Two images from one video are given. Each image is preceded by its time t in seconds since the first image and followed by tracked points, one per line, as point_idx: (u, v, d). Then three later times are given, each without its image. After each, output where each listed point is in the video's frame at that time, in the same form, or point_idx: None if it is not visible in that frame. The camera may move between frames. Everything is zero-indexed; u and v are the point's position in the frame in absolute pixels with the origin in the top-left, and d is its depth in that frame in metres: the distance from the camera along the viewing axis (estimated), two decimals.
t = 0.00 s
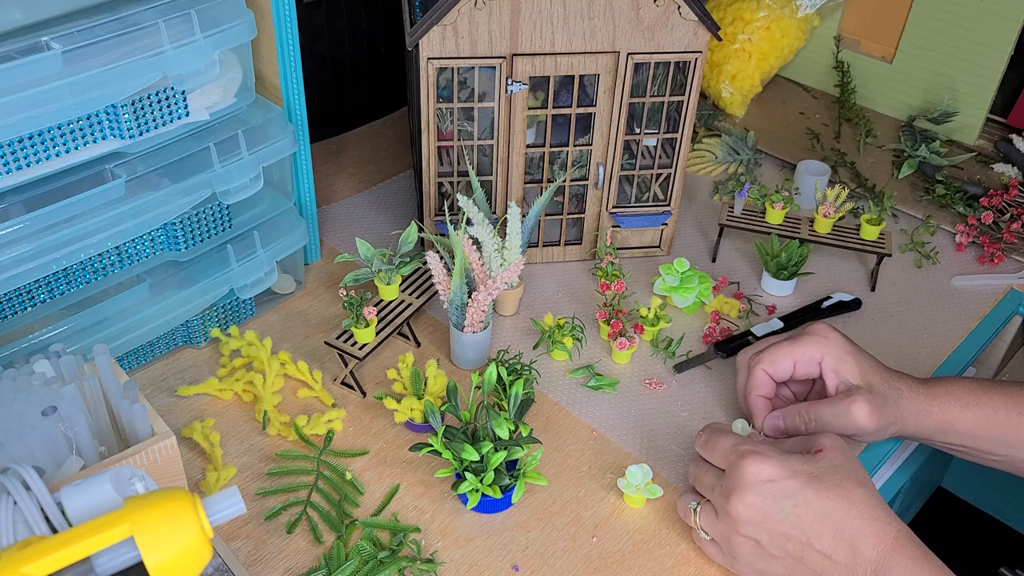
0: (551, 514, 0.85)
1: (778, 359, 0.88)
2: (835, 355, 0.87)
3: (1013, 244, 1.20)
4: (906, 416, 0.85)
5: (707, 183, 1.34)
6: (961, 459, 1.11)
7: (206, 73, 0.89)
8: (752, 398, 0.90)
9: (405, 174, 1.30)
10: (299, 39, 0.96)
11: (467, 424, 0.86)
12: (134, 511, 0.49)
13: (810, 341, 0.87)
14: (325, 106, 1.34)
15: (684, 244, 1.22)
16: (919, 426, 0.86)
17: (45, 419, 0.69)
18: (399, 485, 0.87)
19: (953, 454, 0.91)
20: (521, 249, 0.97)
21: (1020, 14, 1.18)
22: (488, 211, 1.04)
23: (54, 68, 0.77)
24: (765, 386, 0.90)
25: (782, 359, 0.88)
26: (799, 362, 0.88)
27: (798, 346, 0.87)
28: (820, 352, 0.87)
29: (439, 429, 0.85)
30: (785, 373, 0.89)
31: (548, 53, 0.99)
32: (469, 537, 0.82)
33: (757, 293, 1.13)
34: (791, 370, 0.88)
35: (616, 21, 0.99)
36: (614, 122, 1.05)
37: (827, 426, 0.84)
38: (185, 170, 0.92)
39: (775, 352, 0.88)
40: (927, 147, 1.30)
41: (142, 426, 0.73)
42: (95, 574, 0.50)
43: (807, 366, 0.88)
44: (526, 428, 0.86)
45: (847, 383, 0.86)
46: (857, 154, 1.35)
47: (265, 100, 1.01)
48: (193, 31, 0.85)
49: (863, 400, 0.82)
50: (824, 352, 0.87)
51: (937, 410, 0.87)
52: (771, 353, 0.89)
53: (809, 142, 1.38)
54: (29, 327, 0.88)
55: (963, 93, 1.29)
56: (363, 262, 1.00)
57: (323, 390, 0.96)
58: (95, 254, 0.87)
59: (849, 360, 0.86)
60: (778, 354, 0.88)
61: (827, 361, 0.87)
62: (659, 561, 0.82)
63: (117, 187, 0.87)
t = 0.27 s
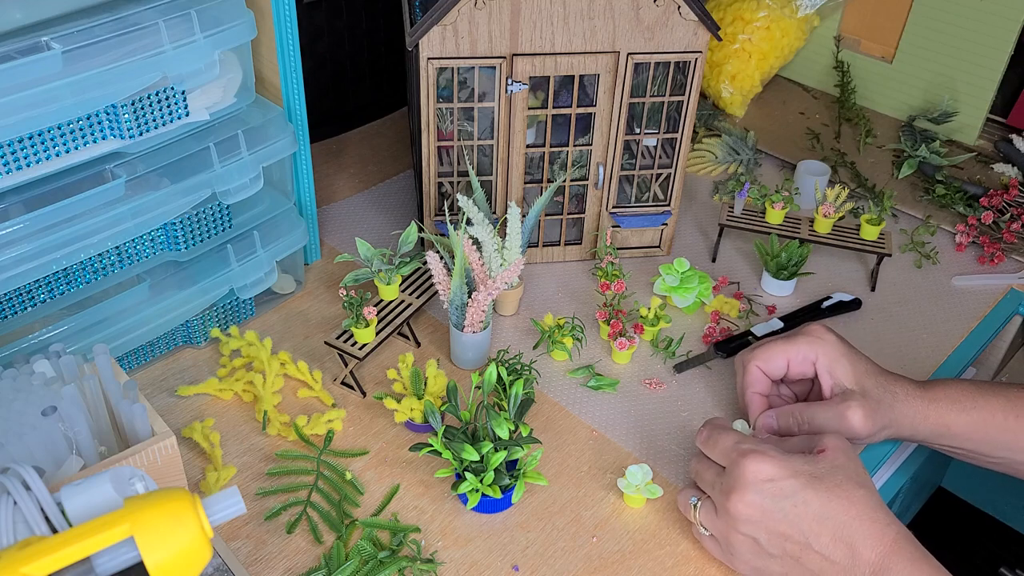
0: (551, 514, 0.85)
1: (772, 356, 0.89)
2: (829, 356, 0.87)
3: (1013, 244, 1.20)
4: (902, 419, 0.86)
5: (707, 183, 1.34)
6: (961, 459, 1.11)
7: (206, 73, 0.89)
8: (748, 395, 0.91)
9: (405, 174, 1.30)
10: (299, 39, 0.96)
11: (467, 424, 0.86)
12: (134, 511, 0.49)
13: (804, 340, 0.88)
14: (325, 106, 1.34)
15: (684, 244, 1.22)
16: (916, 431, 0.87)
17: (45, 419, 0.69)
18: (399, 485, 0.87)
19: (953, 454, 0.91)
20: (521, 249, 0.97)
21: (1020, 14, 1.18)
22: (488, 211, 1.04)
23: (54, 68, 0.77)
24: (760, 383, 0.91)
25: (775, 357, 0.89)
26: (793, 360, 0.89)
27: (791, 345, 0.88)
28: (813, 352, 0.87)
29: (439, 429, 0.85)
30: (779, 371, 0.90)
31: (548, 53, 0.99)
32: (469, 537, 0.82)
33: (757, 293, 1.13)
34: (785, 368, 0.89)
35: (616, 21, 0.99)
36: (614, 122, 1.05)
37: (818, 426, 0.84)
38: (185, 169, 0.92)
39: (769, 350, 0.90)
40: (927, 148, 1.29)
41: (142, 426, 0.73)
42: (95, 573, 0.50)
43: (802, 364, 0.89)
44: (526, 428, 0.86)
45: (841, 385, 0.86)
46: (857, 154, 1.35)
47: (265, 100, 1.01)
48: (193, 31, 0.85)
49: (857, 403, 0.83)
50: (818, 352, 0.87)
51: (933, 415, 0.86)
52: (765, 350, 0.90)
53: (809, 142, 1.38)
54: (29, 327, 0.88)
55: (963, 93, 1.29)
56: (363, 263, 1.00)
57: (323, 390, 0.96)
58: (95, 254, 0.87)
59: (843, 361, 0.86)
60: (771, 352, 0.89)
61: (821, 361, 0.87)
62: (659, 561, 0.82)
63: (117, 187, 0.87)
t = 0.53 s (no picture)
0: (551, 514, 0.85)
1: (777, 346, 0.89)
2: (835, 346, 0.87)
3: (1013, 244, 1.20)
4: (906, 407, 0.86)
5: (707, 183, 1.34)
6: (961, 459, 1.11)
7: (206, 73, 0.89)
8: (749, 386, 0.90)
9: (405, 174, 1.30)
10: (299, 39, 0.96)
11: (467, 424, 0.86)
12: (134, 511, 0.49)
13: (810, 330, 0.88)
14: (325, 106, 1.34)
15: (684, 244, 1.22)
16: (918, 423, 0.86)
17: (45, 419, 0.69)
18: (399, 485, 0.87)
19: (952, 454, 0.91)
20: (521, 249, 0.97)
21: (1020, 14, 1.18)
22: (488, 211, 1.04)
23: (54, 68, 0.77)
24: (762, 373, 0.90)
25: (781, 347, 0.89)
26: (797, 351, 0.89)
27: (797, 335, 0.88)
28: (820, 342, 0.88)
29: (439, 429, 0.85)
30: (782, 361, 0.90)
31: (548, 53, 0.99)
32: (469, 537, 0.82)
33: (757, 293, 1.13)
34: (788, 358, 0.89)
35: (616, 21, 0.99)
36: (614, 122, 1.05)
37: (829, 413, 0.85)
38: (185, 169, 0.92)
39: (773, 340, 0.89)
40: (927, 147, 1.29)
41: (141, 427, 0.73)
42: (95, 573, 0.50)
43: (805, 355, 0.89)
44: (526, 428, 0.86)
45: (848, 373, 0.87)
46: (857, 154, 1.35)
47: (265, 100, 1.01)
48: (193, 31, 0.85)
49: (866, 391, 0.83)
50: (824, 342, 0.88)
51: (935, 407, 0.87)
52: (769, 340, 0.89)
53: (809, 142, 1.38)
54: (28, 327, 0.88)
55: (963, 93, 1.29)
56: (363, 262, 1.00)
57: (323, 390, 0.96)
58: (95, 254, 0.87)
59: (849, 351, 0.87)
60: (777, 341, 0.89)
61: (827, 351, 0.88)
62: (659, 561, 0.82)
63: (117, 187, 0.87)
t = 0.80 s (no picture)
0: (551, 514, 0.85)
1: (781, 345, 0.89)
2: (839, 347, 0.88)
3: (1013, 244, 1.20)
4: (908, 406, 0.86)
5: (707, 183, 1.34)
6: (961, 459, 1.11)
7: (206, 73, 0.89)
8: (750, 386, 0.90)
9: (405, 174, 1.30)
10: (299, 39, 0.96)
11: (467, 424, 0.86)
12: (133, 511, 0.49)
13: (815, 331, 0.88)
14: (325, 106, 1.34)
15: (684, 244, 1.22)
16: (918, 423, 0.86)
17: (45, 419, 0.69)
18: (399, 485, 0.87)
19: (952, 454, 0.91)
20: (521, 249, 0.97)
21: (1020, 14, 1.18)
22: (488, 211, 1.04)
23: (54, 68, 0.77)
24: (764, 372, 0.90)
25: (785, 346, 0.89)
26: (801, 350, 0.89)
27: (802, 335, 0.88)
28: (824, 342, 0.88)
29: (439, 429, 0.85)
30: (785, 360, 0.90)
31: (548, 53, 0.99)
32: (469, 537, 0.82)
33: (757, 293, 1.13)
34: (791, 358, 0.89)
35: (616, 21, 0.99)
36: (614, 123, 1.05)
37: (830, 418, 0.85)
38: (185, 169, 0.92)
39: (778, 338, 0.89)
40: (927, 147, 1.29)
41: (142, 427, 0.73)
42: (95, 574, 0.50)
43: (809, 355, 0.89)
44: (526, 428, 0.86)
45: (851, 374, 0.87)
46: (857, 154, 1.35)
47: (265, 100, 1.01)
48: (193, 31, 0.85)
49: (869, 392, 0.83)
50: (827, 343, 0.88)
51: (936, 403, 0.87)
52: (774, 339, 0.89)
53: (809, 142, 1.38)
54: (28, 327, 0.88)
55: (963, 93, 1.29)
56: (363, 262, 1.00)
57: (323, 390, 0.96)
58: (95, 254, 0.87)
59: (853, 351, 0.87)
60: (781, 340, 0.89)
61: (832, 351, 0.88)
62: (659, 561, 0.82)
63: (117, 187, 0.87)
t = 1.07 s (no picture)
0: (551, 514, 0.85)
1: (795, 344, 0.90)
2: (851, 358, 0.88)
3: (1013, 244, 1.20)
4: (920, 424, 0.84)
5: (707, 183, 1.34)
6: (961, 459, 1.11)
7: (206, 73, 0.89)
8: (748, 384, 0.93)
9: (405, 174, 1.30)
10: (299, 39, 0.96)
11: (467, 424, 0.86)
12: (133, 511, 0.49)
13: (831, 340, 0.89)
14: (325, 106, 1.34)
15: (684, 244, 1.22)
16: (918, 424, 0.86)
17: (45, 419, 0.69)
18: (399, 485, 0.87)
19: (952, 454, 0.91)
20: (521, 249, 0.97)
21: (1020, 14, 1.19)
22: (488, 211, 1.04)
23: (54, 68, 0.77)
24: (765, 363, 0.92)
25: (798, 346, 0.90)
26: (811, 354, 0.90)
27: (817, 340, 0.89)
28: (837, 351, 0.88)
29: (439, 429, 0.85)
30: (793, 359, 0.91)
31: (548, 53, 0.99)
32: (469, 537, 0.82)
33: (757, 293, 1.13)
34: (800, 358, 0.91)
35: (616, 21, 0.99)
36: (614, 122, 1.05)
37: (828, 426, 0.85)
38: (185, 169, 0.92)
39: (794, 337, 0.90)
40: (927, 147, 1.29)
41: (142, 427, 0.73)
42: (95, 574, 0.50)
43: (819, 360, 0.90)
44: (526, 428, 0.86)
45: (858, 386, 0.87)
46: (857, 154, 1.35)
47: (265, 100, 1.01)
48: (193, 31, 0.85)
49: (869, 407, 0.84)
50: (841, 352, 0.88)
51: (969, 419, 0.85)
52: (790, 337, 0.90)
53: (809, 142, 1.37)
54: (28, 327, 0.88)
55: (963, 93, 1.29)
56: (363, 262, 1.00)
57: (323, 390, 0.96)
58: (95, 254, 0.87)
59: (867, 364, 0.87)
60: (795, 339, 0.90)
61: (844, 362, 0.88)
62: (659, 561, 0.82)
63: (117, 187, 0.87)
